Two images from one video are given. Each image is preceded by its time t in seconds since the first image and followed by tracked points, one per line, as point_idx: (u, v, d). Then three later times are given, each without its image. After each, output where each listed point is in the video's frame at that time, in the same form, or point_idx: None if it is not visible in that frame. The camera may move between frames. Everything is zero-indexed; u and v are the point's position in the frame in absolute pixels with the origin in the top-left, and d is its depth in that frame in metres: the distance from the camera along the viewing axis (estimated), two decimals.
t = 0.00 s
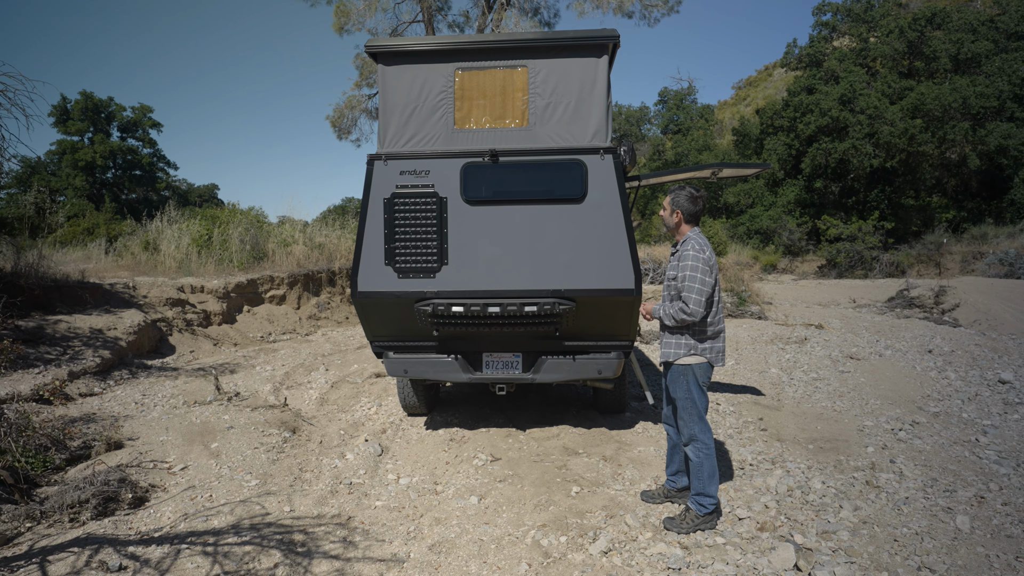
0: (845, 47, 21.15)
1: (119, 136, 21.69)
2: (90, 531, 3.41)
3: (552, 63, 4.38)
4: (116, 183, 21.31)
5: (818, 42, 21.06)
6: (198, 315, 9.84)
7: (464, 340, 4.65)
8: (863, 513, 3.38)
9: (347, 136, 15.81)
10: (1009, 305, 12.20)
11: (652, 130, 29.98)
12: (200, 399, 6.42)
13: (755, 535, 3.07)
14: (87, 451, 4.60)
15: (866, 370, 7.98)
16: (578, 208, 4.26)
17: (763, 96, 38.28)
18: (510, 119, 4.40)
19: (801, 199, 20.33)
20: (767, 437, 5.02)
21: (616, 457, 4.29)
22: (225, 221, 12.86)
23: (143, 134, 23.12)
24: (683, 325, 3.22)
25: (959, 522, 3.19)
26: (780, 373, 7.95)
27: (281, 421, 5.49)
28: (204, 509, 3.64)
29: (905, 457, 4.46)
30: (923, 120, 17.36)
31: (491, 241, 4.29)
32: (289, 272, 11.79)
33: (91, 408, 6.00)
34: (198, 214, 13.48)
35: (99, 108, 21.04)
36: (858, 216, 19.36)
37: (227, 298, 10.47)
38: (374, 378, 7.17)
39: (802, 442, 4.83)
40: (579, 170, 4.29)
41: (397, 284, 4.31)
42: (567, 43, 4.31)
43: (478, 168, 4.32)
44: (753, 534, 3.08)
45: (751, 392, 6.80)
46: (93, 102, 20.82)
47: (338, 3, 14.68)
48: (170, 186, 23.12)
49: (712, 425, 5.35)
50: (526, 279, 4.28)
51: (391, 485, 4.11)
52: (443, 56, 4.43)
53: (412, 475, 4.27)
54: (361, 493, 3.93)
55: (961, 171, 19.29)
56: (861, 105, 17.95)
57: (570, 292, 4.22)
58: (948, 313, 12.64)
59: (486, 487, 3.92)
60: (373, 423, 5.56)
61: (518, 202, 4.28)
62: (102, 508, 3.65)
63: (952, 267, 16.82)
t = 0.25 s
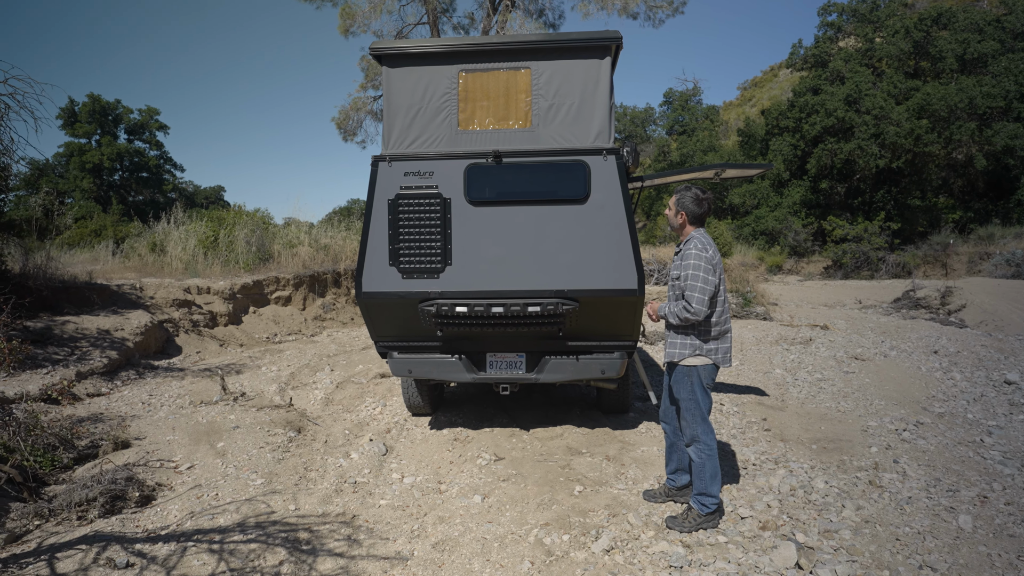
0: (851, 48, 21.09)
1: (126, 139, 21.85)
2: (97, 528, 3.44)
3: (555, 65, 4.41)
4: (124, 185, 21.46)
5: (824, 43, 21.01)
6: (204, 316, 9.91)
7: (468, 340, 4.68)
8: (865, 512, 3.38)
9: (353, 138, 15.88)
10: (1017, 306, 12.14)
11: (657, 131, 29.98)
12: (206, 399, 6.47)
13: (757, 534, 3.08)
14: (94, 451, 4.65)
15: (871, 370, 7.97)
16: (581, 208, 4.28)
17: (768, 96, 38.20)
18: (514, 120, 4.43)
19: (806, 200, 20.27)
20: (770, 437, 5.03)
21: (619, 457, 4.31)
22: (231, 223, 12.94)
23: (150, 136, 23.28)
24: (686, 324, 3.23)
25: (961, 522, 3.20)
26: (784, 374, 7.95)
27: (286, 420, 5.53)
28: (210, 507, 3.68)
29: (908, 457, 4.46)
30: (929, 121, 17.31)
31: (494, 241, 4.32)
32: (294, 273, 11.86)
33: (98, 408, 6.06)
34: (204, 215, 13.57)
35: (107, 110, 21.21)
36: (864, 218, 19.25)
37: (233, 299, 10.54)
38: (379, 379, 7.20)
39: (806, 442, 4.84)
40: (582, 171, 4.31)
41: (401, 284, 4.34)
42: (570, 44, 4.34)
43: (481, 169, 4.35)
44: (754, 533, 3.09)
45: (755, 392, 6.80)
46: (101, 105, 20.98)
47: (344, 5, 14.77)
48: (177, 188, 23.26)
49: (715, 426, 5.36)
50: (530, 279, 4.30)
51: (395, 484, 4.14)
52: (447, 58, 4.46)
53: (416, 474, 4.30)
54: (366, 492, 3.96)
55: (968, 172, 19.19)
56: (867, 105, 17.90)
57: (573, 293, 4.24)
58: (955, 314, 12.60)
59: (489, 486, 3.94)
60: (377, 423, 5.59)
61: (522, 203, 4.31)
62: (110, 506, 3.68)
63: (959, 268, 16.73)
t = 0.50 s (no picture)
0: (855, 49, 21.08)
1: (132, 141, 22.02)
2: (105, 524, 3.48)
3: (556, 67, 4.46)
4: (130, 187, 21.61)
5: (828, 44, 20.99)
6: (210, 317, 9.98)
7: (471, 340, 4.72)
8: (864, 510, 3.41)
9: (357, 140, 15.96)
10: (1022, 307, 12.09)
11: (661, 132, 30.01)
12: (212, 399, 6.54)
13: (755, 531, 3.11)
14: (102, 448, 4.70)
15: (873, 371, 7.98)
16: (582, 209, 4.32)
17: (772, 98, 38.17)
18: (516, 122, 4.48)
19: (811, 202, 20.24)
20: (771, 437, 5.05)
21: (620, 455, 4.34)
22: (236, 224, 13.04)
23: (155, 138, 23.44)
24: (689, 324, 3.20)
25: (959, 520, 3.22)
26: (786, 375, 7.96)
27: (291, 419, 5.59)
28: (216, 504, 3.72)
29: (908, 457, 4.47)
30: (933, 122, 17.29)
31: (497, 242, 4.36)
32: (299, 274, 11.93)
33: (105, 407, 6.12)
34: (209, 217, 13.67)
35: (113, 113, 21.38)
36: (870, 219, 19.35)
37: (238, 300, 10.62)
38: (382, 379, 7.26)
39: (807, 442, 4.86)
40: (584, 172, 4.35)
41: (405, 284, 4.39)
42: (572, 47, 4.38)
43: (484, 171, 4.39)
44: (753, 530, 3.12)
45: (758, 393, 6.82)
46: (107, 107, 21.15)
47: (348, 8, 14.85)
48: (182, 190, 23.41)
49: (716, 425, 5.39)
50: (532, 279, 4.34)
51: (398, 481, 4.18)
52: (450, 61, 4.50)
53: (419, 472, 4.34)
54: (369, 489, 4.01)
55: (973, 173, 19.13)
56: (872, 107, 17.88)
57: (575, 292, 4.28)
58: (959, 315, 12.57)
59: (492, 484, 3.98)
60: (381, 423, 5.64)
61: (524, 204, 4.35)
62: (118, 502, 3.73)
63: (964, 269, 16.64)
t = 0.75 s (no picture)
0: (859, 51, 21.08)
1: (138, 142, 22.20)
2: (114, 518, 3.55)
3: (558, 71, 4.52)
4: (136, 187, 21.78)
5: (832, 46, 20.99)
6: (216, 317, 10.08)
7: (473, 340, 4.79)
8: (860, 509, 3.46)
9: (362, 141, 16.06)
10: None
11: (666, 134, 30.02)
12: (217, 397, 6.62)
13: (751, 528, 3.16)
14: (110, 445, 4.78)
15: (874, 373, 8.01)
16: (583, 211, 4.38)
17: (777, 100, 38.14)
18: (517, 125, 4.55)
19: (815, 203, 20.23)
20: (771, 437, 5.10)
21: (620, 454, 4.40)
22: (242, 225, 13.15)
23: (162, 139, 23.62)
24: (691, 328, 3.18)
25: (953, 518, 3.26)
26: (787, 376, 8.00)
27: (295, 418, 5.66)
28: (222, 499, 3.79)
29: (906, 457, 4.51)
30: (938, 124, 17.28)
31: (499, 243, 4.43)
32: (304, 275, 12.03)
33: (113, 405, 6.21)
34: (215, 217, 13.79)
35: (120, 113, 21.55)
36: (873, 221, 19.27)
37: (243, 300, 10.72)
38: (386, 378, 7.33)
39: (805, 442, 4.90)
40: (584, 174, 4.41)
41: (408, 284, 4.45)
42: (572, 51, 4.45)
43: (486, 173, 4.45)
44: (749, 527, 3.17)
45: (758, 394, 6.86)
46: (114, 108, 21.33)
47: (354, 10, 14.96)
48: (188, 190, 23.57)
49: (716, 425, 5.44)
50: (533, 280, 4.40)
51: (401, 478, 4.25)
52: (452, 65, 4.57)
53: (421, 470, 4.40)
54: (372, 486, 4.07)
55: (978, 175, 19.09)
56: (876, 108, 17.88)
57: (574, 293, 4.34)
58: (963, 318, 12.57)
59: (492, 481, 4.04)
60: (384, 421, 5.71)
61: (525, 206, 4.41)
62: (126, 497, 3.80)
63: (969, 271, 16.56)
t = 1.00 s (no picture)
0: (863, 51, 21.07)
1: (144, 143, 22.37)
2: (123, 512, 3.63)
3: (557, 74, 4.59)
4: (141, 188, 21.94)
5: (836, 47, 21.00)
6: (221, 317, 10.18)
7: (474, 339, 4.86)
8: (854, 505, 3.51)
9: (366, 142, 16.16)
10: None
11: (669, 135, 30.03)
12: (222, 396, 6.71)
13: (746, 524, 3.22)
14: (118, 442, 4.86)
15: (875, 373, 8.04)
16: (582, 213, 4.45)
17: (781, 100, 38.10)
18: (518, 128, 4.62)
19: (819, 204, 20.21)
20: (769, 436, 5.14)
21: (619, 452, 4.46)
22: (247, 225, 13.26)
23: (167, 140, 23.79)
24: (688, 329, 3.23)
25: (946, 515, 3.31)
26: (788, 376, 8.05)
27: (300, 416, 5.74)
28: (228, 495, 3.86)
29: (903, 456, 4.55)
30: (942, 125, 17.27)
31: (499, 244, 4.50)
32: (308, 275, 12.12)
33: (120, 403, 6.30)
34: (220, 218, 13.90)
35: (126, 115, 21.73)
36: (878, 221, 19.25)
37: (248, 300, 10.82)
38: (389, 377, 7.41)
39: (803, 441, 4.95)
40: (583, 176, 4.48)
41: (410, 285, 4.53)
42: (572, 55, 4.51)
43: (487, 175, 4.52)
44: (744, 523, 3.23)
45: (758, 394, 6.91)
46: (120, 110, 21.50)
47: (358, 12, 15.06)
48: (193, 191, 23.73)
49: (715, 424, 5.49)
50: (533, 280, 4.47)
51: (403, 475, 4.32)
52: (454, 68, 4.64)
53: (423, 467, 4.47)
54: (375, 482, 4.14)
55: (982, 176, 19.05)
56: (880, 109, 17.87)
57: (574, 293, 4.40)
58: (966, 318, 12.56)
59: (493, 478, 4.11)
60: (387, 419, 5.79)
61: (525, 207, 4.48)
62: (134, 492, 3.87)
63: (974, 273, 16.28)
